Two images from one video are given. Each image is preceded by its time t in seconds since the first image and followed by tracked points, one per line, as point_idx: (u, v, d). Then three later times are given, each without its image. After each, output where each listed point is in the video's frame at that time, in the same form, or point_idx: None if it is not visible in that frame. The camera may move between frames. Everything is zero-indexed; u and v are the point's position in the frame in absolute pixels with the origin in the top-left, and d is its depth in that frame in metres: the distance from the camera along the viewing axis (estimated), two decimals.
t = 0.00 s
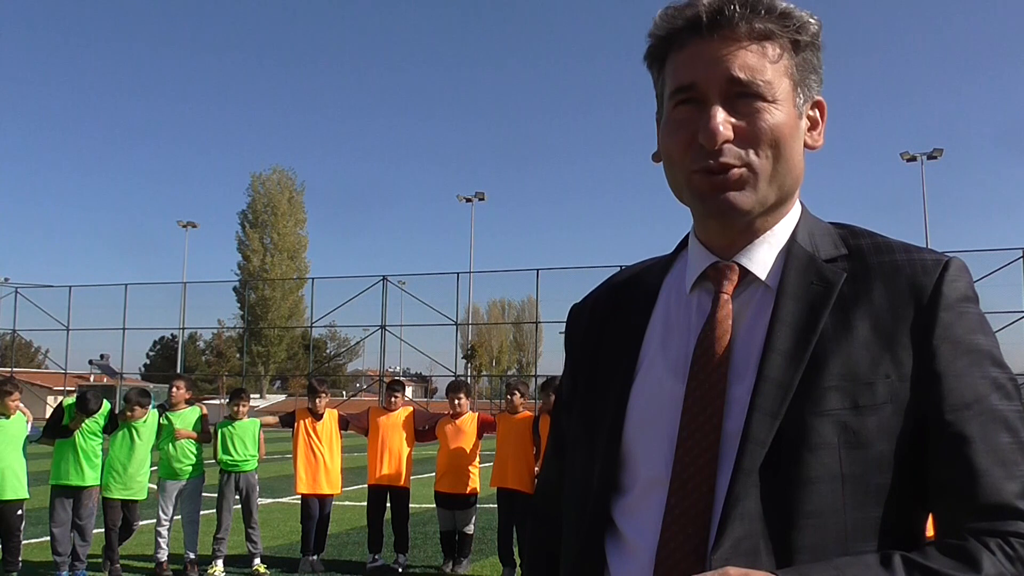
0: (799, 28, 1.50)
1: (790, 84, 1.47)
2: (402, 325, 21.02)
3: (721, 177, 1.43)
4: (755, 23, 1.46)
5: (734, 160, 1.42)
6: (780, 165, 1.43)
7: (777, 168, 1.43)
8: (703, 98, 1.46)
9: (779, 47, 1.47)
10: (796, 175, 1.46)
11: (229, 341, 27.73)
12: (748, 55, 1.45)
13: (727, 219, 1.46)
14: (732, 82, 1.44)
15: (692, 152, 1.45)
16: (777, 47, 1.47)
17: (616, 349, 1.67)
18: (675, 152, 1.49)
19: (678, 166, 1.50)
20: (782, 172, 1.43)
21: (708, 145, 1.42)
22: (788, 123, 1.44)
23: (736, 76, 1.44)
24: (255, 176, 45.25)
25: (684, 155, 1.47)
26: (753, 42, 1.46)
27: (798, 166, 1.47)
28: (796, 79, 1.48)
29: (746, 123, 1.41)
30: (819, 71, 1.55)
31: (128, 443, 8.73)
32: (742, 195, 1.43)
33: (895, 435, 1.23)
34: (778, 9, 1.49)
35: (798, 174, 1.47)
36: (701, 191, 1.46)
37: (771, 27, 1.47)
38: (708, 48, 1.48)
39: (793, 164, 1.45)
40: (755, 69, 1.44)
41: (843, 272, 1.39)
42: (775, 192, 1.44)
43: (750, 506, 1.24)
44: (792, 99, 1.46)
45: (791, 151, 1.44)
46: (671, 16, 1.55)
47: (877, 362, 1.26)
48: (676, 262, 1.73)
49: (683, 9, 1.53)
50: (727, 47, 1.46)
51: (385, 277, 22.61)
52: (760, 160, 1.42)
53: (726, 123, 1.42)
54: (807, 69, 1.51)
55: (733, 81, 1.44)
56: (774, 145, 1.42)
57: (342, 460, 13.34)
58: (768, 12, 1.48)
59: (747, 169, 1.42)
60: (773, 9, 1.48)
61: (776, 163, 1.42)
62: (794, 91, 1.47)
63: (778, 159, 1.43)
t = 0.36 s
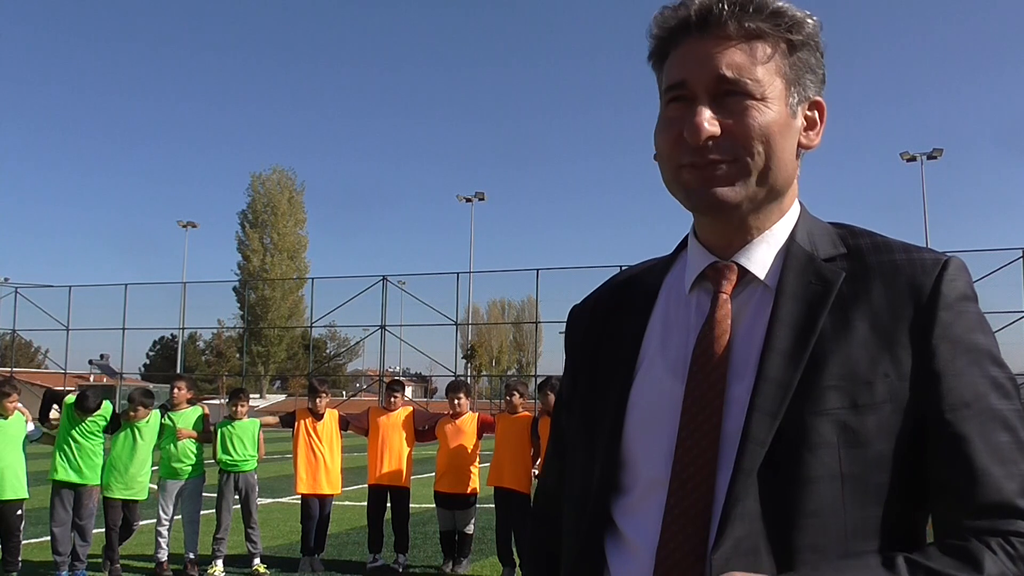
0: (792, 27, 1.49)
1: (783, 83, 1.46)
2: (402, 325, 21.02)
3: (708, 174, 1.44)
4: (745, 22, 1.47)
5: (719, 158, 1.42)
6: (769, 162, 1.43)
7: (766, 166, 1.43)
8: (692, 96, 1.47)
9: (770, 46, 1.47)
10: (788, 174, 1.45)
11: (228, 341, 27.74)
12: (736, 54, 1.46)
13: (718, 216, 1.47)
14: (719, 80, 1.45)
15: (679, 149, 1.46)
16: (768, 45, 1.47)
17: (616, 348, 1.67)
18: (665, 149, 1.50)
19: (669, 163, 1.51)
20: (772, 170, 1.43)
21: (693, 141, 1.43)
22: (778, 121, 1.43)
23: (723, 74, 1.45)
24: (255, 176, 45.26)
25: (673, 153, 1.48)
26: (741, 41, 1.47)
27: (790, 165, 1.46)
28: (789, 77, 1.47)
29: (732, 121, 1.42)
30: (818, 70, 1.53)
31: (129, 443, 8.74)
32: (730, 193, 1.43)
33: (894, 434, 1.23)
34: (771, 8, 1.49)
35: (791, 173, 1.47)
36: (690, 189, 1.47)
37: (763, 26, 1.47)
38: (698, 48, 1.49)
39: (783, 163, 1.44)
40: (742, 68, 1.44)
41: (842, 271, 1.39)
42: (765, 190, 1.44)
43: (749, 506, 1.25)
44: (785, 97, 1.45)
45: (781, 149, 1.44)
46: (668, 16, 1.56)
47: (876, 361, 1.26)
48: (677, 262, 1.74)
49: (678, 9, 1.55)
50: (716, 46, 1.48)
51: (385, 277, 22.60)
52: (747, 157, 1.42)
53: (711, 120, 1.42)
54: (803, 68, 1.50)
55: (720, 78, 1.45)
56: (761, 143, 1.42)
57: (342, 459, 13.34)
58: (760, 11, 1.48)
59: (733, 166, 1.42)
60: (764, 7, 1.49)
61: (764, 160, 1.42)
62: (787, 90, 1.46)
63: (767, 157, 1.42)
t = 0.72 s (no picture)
0: (770, 28, 1.50)
1: (762, 85, 1.47)
2: (402, 325, 21.01)
3: (687, 179, 1.46)
4: (720, 27, 1.50)
5: (695, 163, 1.45)
6: (747, 164, 1.44)
7: (743, 168, 1.44)
8: (670, 103, 1.51)
9: (745, 49, 1.49)
10: (771, 175, 1.46)
11: (229, 341, 27.74)
12: (709, 59, 1.49)
13: (702, 219, 1.49)
14: (694, 85, 1.48)
15: (659, 156, 1.50)
16: (743, 49, 1.49)
17: (616, 347, 1.69)
18: (649, 156, 1.54)
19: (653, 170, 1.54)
20: (752, 172, 1.44)
21: (669, 147, 1.47)
22: (755, 123, 1.44)
23: (697, 79, 1.48)
24: (256, 176, 45.30)
25: (656, 160, 1.52)
26: (716, 47, 1.49)
27: (772, 164, 1.46)
28: (769, 79, 1.48)
29: (706, 126, 1.45)
30: (802, 69, 1.54)
31: (131, 442, 8.77)
32: (709, 196, 1.46)
33: (892, 431, 1.24)
34: (747, 10, 1.51)
35: (775, 173, 1.47)
36: (672, 194, 1.50)
37: (739, 30, 1.49)
38: (677, 55, 1.53)
39: (764, 164, 1.45)
40: (716, 72, 1.47)
41: (839, 269, 1.40)
42: (746, 192, 1.45)
43: (749, 503, 1.26)
44: (765, 98, 1.46)
45: (760, 151, 1.45)
46: (652, 26, 1.61)
47: (873, 357, 1.28)
48: (675, 263, 1.75)
49: (660, 19, 1.59)
50: (691, 53, 1.51)
51: (384, 277, 22.60)
52: (723, 161, 1.44)
53: (684, 126, 1.46)
54: (784, 69, 1.51)
55: (695, 84, 1.48)
56: (737, 145, 1.43)
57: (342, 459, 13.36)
58: (734, 14, 1.50)
59: (709, 170, 1.45)
60: (740, 10, 1.51)
61: (738, 163, 1.44)
62: (766, 92, 1.47)
63: (745, 158, 1.44)
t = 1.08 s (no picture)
0: (776, 28, 1.49)
1: (767, 84, 1.46)
2: (403, 324, 20.98)
3: (691, 178, 1.45)
4: (724, 26, 1.49)
5: (699, 161, 1.44)
6: (750, 164, 1.43)
7: (747, 167, 1.43)
8: (674, 102, 1.50)
9: (751, 48, 1.48)
10: (775, 174, 1.46)
11: (229, 341, 27.72)
12: (716, 58, 1.48)
13: (705, 218, 1.48)
14: (699, 84, 1.47)
15: (664, 154, 1.49)
16: (748, 48, 1.48)
17: (618, 346, 1.68)
18: (653, 154, 1.53)
19: (658, 169, 1.53)
20: (756, 170, 1.44)
21: (673, 146, 1.46)
22: (759, 122, 1.43)
23: (703, 79, 1.47)
24: (256, 176, 45.31)
25: (660, 159, 1.51)
26: (721, 46, 1.49)
27: (776, 164, 1.45)
28: (773, 79, 1.47)
29: (710, 124, 1.44)
30: (807, 69, 1.53)
31: (131, 442, 8.76)
32: (713, 195, 1.45)
33: (899, 430, 1.23)
34: (752, 10, 1.50)
35: (780, 172, 1.46)
36: (676, 194, 1.49)
37: (743, 29, 1.48)
38: (682, 53, 1.52)
39: (768, 163, 1.44)
40: (722, 70, 1.46)
41: (843, 268, 1.39)
42: (750, 191, 1.44)
43: (752, 502, 1.25)
44: (768, 98, 1.45)
45: (765, 150, 1.44)
46: (656, 25, 1.60)
47: (877, 357, 1.27)
48: (677, 263, 1.74)
49: (664, 17, 1.59)
50: (695, 51, 1.50)
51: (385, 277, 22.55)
52: (727, 159, 1.43)
53: (689, 124, 1.45)
54: (789, 69, 1.50)
55: (700, 83, 1.47)
56: (741, 144, 1.43)
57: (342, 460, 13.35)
58: (739, 14, 1.50)
59: (714, 169, 1.44)
60: (746, 10, 1.50)
61: (743, 162, 1.43)
62: (771, 91, 1.46)
63: (748, 158, 1.43)
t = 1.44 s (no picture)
0: (785, 28, 1.51)
1: (778, 83, 1.47)
2: (402, 324, 20.98)
3: (707, 175, 1.44)
4: (738, 24, 1.49)
5: (717, 158, 1.44)
6: (766, 162, 1.44)
7: (763, 165, 1.44)
8: (688, 99, 1.49)
9: (762, 47, 1.48)
10: (786, 173, 1.47)
11: (228, 341, 27.72)
12: (731, 55, 1.47)
13: (716, 215, 1.48)
14: (715, 81, 1.46)
15: (678, 150, 1.47)
16: (761, 47, 1.48)
17: (619, 346, 1.68)
18: (664, 150, 1.52)
19: (669, 166, 1.52)
20: (770, 168, 1.44)
21: (691, 143, 1.44)
22: (773, 121, 1.44)
23: (718, 76, 1.47)
24: (256, 176, 45.32)
25: (673, 156, 1.50)
26: (735, 44, 1.48)
27: (787, 162, 1.47)
28: (784, 78, 1.48)
29: (728, 121, 1.43)
30: (811, 70, 1.55)
31: (131, 442, 8.76)
32: (728, 193, 1.44)
33: (901, 430, 1.24)
34: (763, 9, 1.50)
35: (790, 170, 1.47)
36: (688, 191, 1.48)
37: (755, 28, 1.48)
38: (693, 50, 1.51)
39: (782, 162, 1.45)
40: (738, 68, 1.46)
41: (845, 269, 1.40)
42: (764, 188, 1.45)
43: (755, 501, 1.26)
44: (780, 97, 1.46)
45: (779, 148, 1.45)
46: (662, 23, 1.59)
47: (879, 357, 1.27)
48: (678, 263, 1.75)
49: (672, 14, 1.57)
50: (709, 48, 1.49)
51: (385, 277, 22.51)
52: (745, 157, 1.43)
53: (707, 120, 1.44)
54: (797, 69, 1.51)
55: (715, 80, 1.47)
56: (758, 142, 1.43)
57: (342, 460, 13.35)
58: (752, 13, 1.50)
59: (730, 166, 1.43)
60: (757, 9, 1.50)
61: (760, 160, 1.43)
62: (782, 90, 1.47)
63: (763, 156, 1.44)
